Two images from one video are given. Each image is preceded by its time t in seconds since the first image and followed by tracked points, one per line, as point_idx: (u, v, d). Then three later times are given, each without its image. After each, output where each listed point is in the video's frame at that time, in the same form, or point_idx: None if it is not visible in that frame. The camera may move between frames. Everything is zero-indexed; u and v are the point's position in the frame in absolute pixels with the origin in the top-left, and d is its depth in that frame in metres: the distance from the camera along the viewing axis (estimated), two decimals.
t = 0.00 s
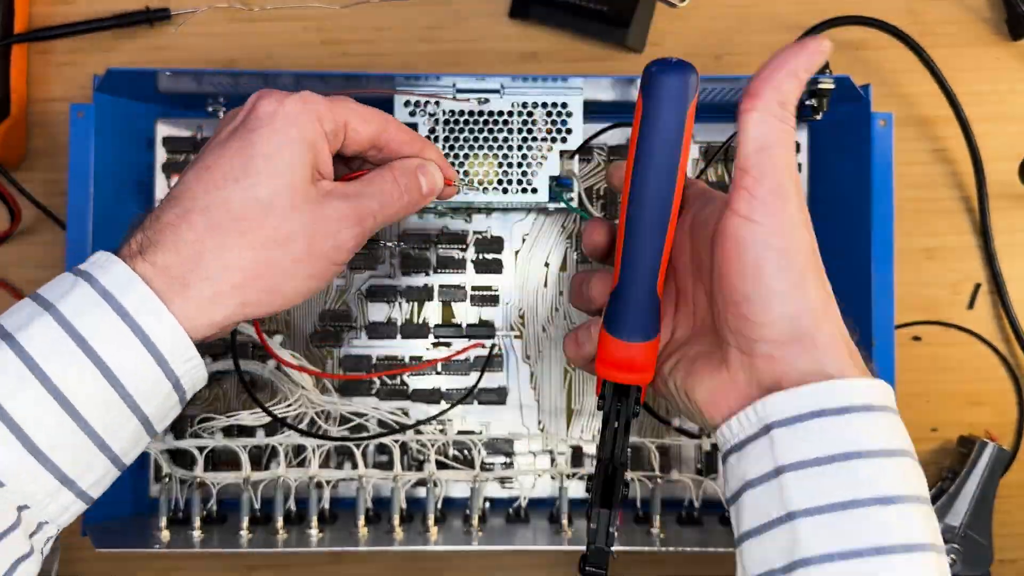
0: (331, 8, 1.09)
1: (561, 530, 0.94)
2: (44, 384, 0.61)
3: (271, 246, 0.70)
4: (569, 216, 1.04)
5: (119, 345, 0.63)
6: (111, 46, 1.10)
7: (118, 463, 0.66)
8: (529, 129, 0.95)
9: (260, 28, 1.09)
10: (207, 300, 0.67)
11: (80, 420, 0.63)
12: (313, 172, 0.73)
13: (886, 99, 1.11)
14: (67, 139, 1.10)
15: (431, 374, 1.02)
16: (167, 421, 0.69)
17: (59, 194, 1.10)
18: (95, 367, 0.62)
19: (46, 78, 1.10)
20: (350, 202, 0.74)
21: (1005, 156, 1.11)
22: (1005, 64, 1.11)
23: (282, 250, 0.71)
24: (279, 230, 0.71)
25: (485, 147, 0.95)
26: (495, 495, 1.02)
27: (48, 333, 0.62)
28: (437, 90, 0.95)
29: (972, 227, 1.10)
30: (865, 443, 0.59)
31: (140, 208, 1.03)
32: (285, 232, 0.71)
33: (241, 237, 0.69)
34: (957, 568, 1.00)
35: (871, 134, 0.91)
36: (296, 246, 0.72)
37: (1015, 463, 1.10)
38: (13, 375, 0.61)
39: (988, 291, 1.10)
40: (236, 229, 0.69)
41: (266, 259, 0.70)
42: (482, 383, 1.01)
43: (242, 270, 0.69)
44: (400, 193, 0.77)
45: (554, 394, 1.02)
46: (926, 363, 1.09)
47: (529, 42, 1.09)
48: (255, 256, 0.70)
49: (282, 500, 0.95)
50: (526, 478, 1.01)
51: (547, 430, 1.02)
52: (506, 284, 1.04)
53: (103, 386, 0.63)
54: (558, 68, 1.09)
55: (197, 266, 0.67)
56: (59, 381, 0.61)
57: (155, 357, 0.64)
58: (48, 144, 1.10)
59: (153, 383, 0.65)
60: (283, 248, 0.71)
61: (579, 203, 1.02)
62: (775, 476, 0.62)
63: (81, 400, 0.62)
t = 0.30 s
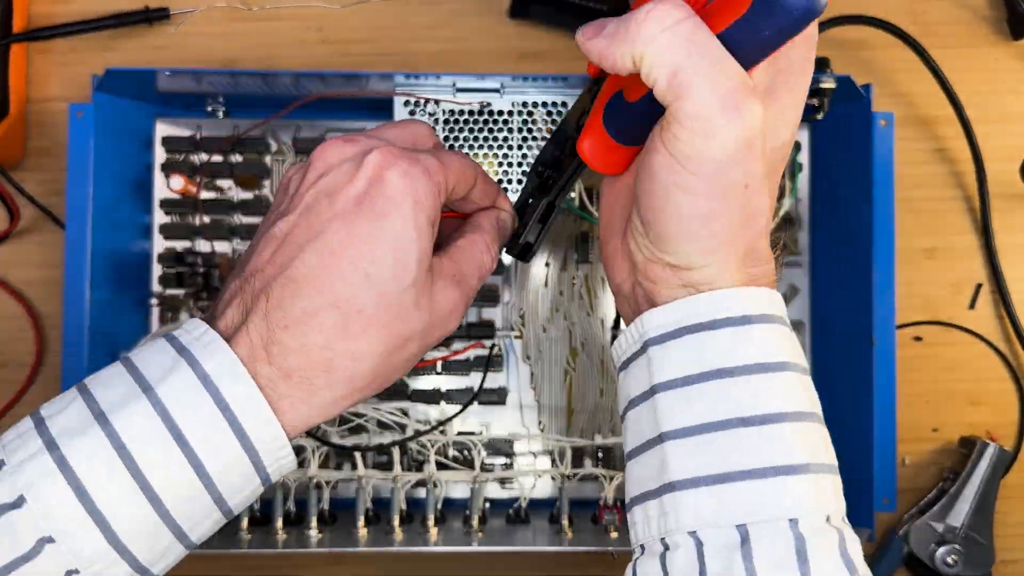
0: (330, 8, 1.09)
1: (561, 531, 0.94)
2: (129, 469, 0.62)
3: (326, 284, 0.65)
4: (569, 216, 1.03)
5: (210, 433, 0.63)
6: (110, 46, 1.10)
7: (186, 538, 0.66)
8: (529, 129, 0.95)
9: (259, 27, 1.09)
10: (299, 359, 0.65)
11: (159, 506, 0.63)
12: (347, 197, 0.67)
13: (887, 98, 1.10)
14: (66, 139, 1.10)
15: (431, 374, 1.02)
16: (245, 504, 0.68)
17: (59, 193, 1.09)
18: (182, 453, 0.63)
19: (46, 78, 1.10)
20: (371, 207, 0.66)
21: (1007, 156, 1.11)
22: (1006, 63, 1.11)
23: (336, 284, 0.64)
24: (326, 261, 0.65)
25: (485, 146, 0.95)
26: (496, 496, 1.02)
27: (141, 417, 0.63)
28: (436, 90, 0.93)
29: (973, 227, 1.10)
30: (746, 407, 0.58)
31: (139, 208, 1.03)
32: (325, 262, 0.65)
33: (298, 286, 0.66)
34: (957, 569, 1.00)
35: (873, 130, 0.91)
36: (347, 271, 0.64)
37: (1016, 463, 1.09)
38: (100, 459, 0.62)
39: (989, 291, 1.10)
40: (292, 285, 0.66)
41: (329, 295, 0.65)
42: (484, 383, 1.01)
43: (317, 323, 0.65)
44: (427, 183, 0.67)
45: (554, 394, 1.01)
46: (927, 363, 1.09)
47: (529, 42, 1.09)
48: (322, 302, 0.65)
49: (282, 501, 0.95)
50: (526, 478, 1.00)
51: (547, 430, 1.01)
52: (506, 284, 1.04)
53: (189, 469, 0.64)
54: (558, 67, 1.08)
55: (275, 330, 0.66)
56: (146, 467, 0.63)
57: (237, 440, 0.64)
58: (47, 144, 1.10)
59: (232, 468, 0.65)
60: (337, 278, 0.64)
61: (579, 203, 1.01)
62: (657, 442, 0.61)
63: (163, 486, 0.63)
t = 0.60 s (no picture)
0: (330, 7, 1.09)
1: (561, 531, 0.94)
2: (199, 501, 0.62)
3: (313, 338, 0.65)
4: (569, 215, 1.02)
5: (255, 476, 0.63)
6: (110, 46, 1.09)
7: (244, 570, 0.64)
8: (529, 129, 0.95)
9: (259, 27, 1.09)
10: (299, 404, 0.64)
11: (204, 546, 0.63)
12: (327, 247, 0.68)
13: (887, 99, 1.10)
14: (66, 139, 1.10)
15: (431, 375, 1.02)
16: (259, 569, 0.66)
17: (58, 193, 1.09)
18: (238, 483, 0.63)
19: (45, 78, 1.10)
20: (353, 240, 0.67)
21: (1007, 156, 1.11)
22: (1006, 63, 1.11)
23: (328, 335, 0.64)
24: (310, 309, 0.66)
25: (485, 146, 0.95)
26: (496, 496, 1.02)
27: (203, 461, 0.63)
28: (436, 90, 0.93)
29: (973, 227, 1.09)
30: (755, 406, 0.57)
31: (139, 208, 1.02)
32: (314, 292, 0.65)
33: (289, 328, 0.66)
34: (957, 569, 0.99)
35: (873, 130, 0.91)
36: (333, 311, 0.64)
37: (1017, 463, 1.09)
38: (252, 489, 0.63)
39: (990, 292, 1.09)
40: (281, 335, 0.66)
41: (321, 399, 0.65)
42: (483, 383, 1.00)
43: (307, 376, 0.64)
44: (408, 241, 0.68)
45: (554, 394, 1.02)
46: (927, 363, 1.09)
47: (529, 42, 1.09)
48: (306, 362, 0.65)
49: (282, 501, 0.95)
50: (526, 478, 1.00)
51: (547, 430, 1.01)
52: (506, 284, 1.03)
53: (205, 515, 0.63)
54: (558, 67, 1.08)
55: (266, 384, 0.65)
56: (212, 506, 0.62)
57: (255, 504, 0.63)
58: (47, 144, 1.10)
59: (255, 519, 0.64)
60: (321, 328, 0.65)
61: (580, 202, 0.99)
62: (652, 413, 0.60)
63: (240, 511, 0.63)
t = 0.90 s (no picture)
0: (332, 10, 1.10)
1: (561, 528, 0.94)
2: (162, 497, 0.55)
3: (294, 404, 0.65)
4: (568, 215, 1.05)
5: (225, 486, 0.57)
6: (113, 48, 1.11)
7: None
8: (529, 131, 0.95)
9: (261, 29, 1.10)
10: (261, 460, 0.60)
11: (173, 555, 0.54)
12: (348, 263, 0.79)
13: (883, 100, 1.11)
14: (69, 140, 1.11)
15: (431, 373, 1.02)
16: None
17: (62, 194, 1.10)
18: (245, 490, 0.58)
19: (49, 79, 1.11)
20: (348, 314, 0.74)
21: (1002, 157, 1.12)
22: (1002, 66, 1.12)
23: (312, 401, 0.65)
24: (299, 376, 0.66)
25: (485, 147, 0.95)
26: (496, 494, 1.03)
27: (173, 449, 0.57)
28: (437, 92, 0.95)
29: (969, 228, 1.11)
30: None
31: (144, 209, 1.03)
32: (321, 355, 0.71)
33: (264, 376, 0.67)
34: (954, 567, 1.01)
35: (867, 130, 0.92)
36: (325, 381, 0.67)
37: (1012, 461, 1.10)
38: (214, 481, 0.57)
39: (985, 291, 1.11)
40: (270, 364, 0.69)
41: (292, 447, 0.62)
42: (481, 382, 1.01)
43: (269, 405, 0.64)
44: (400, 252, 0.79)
45: (554, 392, 1.03)
46: (923, 362, 1.10)
47: (529, 44, 1.10)
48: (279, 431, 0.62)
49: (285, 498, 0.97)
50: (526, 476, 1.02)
51: (546, 429, 1.03)
52: (506, 284, 1.04)
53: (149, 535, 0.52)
54: (558, 69, 1.09)
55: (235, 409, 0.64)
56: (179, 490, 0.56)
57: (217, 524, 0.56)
58: (50, 146, 1.11)
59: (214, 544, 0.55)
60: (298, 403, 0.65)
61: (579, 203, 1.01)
62: None
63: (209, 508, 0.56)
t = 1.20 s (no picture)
0: (331, 8, 1.09)
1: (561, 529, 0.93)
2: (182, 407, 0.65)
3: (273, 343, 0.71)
4: (569, 215, 1.04)
5: (182, 433, 0.65)
6: (111, 46, 1.10)
7: (214, 503, 0.67)
8: (529, 130, 0.95)
9: (260, 28, 1.09)
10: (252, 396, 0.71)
11: (181, 468, 0.64)
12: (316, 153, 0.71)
13: (886, 99, 1.11)
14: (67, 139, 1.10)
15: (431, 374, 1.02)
16: (236, 507, 0.69)
17: (59, 193, 1.09)
18: (204, 435, 0.65)
19: (46, 78, 1.10)
20: (366, 243, 0.70)
21: (1006, 156, 1.11)
22: (1005, 64, 1.11)
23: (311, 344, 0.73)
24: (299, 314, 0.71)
25: (485, 147, 0.96)
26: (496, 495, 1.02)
27: (189, 369, 0.67)
28: (437, 91, 0.93)
29: (972, 227, 1.10)
30: None
31: (140, 209, 1.03)
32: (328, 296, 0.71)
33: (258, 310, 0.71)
34: (957, 568, 1.00)
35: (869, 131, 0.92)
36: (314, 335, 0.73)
37: (1015, 462, 1.10)
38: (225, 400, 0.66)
39: (988, 291, 1.10)
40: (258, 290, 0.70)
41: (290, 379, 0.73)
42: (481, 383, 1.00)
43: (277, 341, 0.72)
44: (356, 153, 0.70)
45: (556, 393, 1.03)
46: (926, 363, 1.09)
47: (529, 42, 1.09)
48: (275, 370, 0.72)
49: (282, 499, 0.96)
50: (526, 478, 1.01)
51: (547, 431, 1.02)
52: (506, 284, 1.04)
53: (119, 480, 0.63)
54: (559, 68, 1.09)
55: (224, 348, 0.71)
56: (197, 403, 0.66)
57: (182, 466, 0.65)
58: (48, 145, 1.10)
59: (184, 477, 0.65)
60: (292, 341, 0.72)
61: (580, 203, 1.02)
62: None
63: (218, 424, 0.66)
